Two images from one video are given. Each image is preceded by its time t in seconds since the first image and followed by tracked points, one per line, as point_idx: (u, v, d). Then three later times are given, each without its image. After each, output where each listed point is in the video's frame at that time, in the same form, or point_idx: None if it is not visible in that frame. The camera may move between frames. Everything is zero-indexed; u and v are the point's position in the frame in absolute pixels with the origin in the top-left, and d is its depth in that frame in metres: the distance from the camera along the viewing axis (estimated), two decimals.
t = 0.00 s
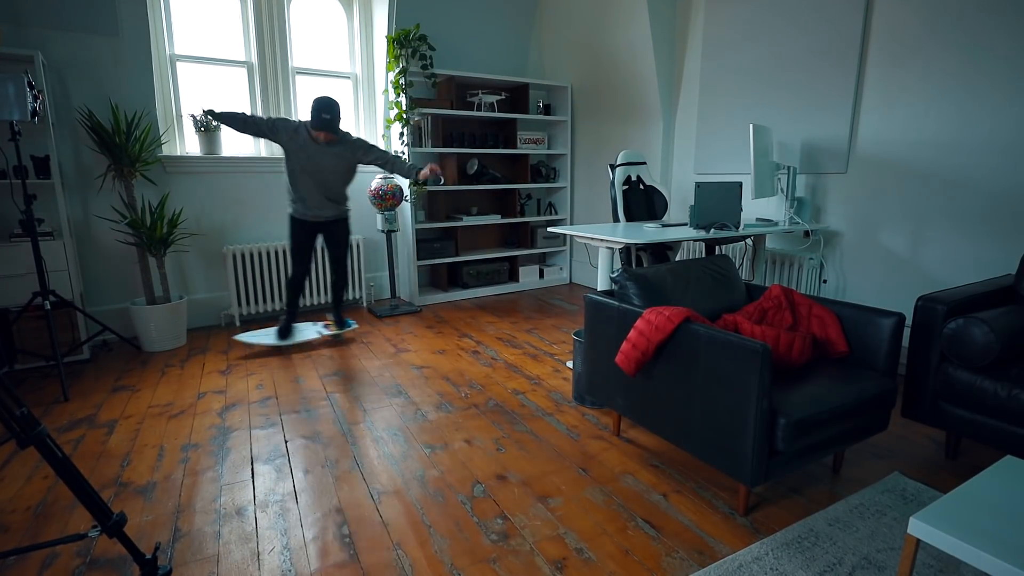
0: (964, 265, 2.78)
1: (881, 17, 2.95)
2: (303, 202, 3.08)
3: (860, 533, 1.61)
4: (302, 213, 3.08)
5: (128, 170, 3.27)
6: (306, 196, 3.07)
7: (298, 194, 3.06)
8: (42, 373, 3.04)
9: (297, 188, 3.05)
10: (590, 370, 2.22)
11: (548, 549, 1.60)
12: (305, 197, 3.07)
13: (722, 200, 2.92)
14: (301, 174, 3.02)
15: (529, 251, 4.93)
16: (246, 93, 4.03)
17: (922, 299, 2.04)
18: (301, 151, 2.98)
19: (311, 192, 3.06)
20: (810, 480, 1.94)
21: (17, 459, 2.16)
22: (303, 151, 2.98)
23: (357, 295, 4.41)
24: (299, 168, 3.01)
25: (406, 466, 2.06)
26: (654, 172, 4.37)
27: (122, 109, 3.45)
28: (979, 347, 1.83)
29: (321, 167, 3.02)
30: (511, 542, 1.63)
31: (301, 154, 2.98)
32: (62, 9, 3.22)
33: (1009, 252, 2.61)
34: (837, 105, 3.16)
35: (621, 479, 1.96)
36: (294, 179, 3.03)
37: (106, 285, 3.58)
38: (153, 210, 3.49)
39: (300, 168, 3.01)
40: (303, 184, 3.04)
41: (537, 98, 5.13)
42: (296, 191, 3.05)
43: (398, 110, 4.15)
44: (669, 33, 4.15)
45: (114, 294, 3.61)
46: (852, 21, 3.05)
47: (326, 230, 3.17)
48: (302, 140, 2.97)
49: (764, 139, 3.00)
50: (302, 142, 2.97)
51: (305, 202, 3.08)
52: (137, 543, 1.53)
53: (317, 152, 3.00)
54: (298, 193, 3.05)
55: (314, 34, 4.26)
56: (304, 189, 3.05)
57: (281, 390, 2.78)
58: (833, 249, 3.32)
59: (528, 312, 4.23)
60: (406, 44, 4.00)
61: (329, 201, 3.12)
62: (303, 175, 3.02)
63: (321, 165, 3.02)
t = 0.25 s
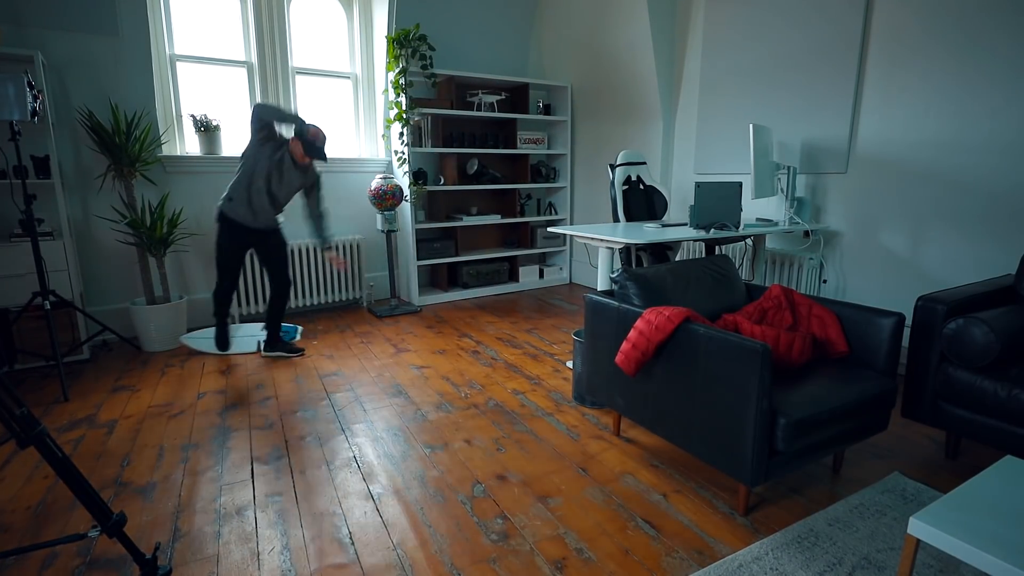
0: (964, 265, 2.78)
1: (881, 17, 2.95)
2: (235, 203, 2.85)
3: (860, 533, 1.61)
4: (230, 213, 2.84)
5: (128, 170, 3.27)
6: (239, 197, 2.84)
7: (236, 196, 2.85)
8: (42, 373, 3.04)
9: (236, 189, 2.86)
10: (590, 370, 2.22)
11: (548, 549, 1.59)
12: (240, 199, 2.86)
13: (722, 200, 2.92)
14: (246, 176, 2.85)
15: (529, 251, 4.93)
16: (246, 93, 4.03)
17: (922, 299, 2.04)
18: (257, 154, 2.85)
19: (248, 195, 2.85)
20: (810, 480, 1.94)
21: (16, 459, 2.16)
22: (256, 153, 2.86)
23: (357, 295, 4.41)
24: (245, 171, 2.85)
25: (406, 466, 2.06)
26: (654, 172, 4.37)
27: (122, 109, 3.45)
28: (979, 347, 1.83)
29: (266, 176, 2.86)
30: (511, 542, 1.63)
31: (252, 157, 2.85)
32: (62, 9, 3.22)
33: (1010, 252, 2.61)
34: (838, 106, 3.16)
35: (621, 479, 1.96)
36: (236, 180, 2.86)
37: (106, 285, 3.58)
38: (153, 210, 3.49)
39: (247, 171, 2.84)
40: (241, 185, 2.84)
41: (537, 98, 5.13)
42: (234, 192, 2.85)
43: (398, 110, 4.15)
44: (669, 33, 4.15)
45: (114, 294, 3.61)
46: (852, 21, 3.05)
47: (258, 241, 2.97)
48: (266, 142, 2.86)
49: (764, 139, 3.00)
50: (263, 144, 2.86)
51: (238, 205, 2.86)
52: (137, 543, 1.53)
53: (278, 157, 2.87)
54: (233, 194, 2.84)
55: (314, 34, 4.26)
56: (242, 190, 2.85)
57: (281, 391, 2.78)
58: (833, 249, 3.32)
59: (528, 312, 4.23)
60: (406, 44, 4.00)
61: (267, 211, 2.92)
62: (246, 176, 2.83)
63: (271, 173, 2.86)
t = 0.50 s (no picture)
0: (964, 265, 2.78)
1: (881, 16, 2.95)
2: (313, 203, 2.75)
3: (860, 532, 1.61)
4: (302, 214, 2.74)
5: (128, 170, 3.27)
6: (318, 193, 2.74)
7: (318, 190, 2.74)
8: (42, 372, 3.04)
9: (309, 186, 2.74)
10: (590, 370, 2.22)
11: (548, 549, 1.60)
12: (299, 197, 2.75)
13: (722, 200, 2.92)
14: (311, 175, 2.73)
15: (529, 251, 4.93)
16: (246, 93, 4.03)
17: (922, 299, 2.04)
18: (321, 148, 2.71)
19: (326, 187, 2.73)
20: (810, 480, 1.94)
21: (16, 459, 2.16)
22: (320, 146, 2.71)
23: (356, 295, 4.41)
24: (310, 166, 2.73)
25: (406, 466, 2.06)
26: (654, 172, 4.36)
27: (122, 109, 3.45)
28: (979, 347, 1.83)
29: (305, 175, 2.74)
30: (511, 542, 1.63)
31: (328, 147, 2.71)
32: (61, 8, 3.22)
33: (1010, 251, 2.61)
34: (838, 105, 3.16)
35: (621, 479, 1.96)
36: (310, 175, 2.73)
37: (106, 285, 3.58)
38: (153, 210, 3.49)
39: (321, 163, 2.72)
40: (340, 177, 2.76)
41: (537, 98, 5.13)
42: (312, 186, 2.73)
43: (398, 110, 4.15)
44: (669, 32, 4.15)
45: (114, 293, 3.61)
46: (852, 21, 3.05)
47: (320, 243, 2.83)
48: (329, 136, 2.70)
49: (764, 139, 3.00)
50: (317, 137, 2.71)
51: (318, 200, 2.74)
52: (137, 543, 1.53)
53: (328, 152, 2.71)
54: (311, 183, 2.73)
55: (314, 33, 4.26)
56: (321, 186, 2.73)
57: (281, 391, 2.77)
58: (833, 249, 3.32)
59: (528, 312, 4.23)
60: (406, 44, 4.00)
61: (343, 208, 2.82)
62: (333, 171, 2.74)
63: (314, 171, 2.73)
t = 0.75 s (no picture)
0: (964, 265, 2.78)
1: (882, 16, 2.94)
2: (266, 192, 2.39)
3: (860, 532, 1.61)
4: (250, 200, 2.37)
5: (128, 170, 3.27)
6: (277, 186, 2.37)
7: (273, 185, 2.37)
8: (43, 372, 3.04)
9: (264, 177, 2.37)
10: (590, 370, 2.22)
11: (548, 549, 1.59)
12: (250, 181, 2.36)
13: (722, 200, 2.92)
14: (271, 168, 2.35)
15: (529, 251, 4.93)
16: (246, 93, 4.03)
17: (922, 299, 2.03)
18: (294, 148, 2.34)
19: (289, 181, 2.37)
20: (810, 480, 1.93)
21: (17, 459, 2.16)
22: (297, 144, 2.34)
23: (356, 295, 4.41)
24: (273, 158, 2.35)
25: (406, 466, 2.06)
26: (654, 172, 4.36)
27: (122, 109, 3.45)
28: (979, 347, 1.83)
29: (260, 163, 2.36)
30: (511, 542, 1.63)
31: (300, 149, 2.34)
32: (61, 8, 3.22)
33: (1010, 252, 2.61)
34: (838, 105, 3.16)
35: (621, 479, 1.96)
36: (273, 162, 2.34)
37: (106, 285, 3.58)
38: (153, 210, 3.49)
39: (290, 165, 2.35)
40: (296, 180, 2.40)
41: (537, 98, 5.13)
42: (269, 179, 2.35)
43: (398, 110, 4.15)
44: (669, 32, 4.15)
45: (114, 293, 3.61)
46: (852, 21, 3.05)
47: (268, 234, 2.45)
48: (316, 139, 2.36)
49: (764, 139, 3.00)
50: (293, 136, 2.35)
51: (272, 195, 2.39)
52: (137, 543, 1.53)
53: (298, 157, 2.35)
54: (269, 173, 2.34)
55: (314, 33, 4.26)
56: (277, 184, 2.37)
57: (281, 391, 2.77)
58: (833, 249, 3.31)
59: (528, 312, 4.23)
60: (406, 44, 4.00)
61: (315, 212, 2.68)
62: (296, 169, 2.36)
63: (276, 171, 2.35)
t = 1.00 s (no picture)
0: (964, 264, 2.78)
1: (882, 15, 2.95)
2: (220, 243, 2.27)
3: (860, 532, 1.61)
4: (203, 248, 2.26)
5: (128, 169, 3.26)
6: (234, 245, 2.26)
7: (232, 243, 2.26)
8: (42, 372, 3.04)
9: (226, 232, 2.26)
10: (590, 370, 2.22)
11: (548, 549, 1.59)
12: (207, 230, 2.25)
13: (722, 199, 2.92)
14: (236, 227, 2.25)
15: (529, 250, 4.92)
16: (246, 92, 4.03)
17: (922, 299, 2.04)
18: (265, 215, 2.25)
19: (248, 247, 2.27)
20: (810, 479, 1.93)
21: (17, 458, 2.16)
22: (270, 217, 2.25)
23: (356, 295, 4.41)
24: (240, 220, 2.25)
25: (406, 466, 2.06)
26: (654, 172, 4.36)
27: (122, 109, 3.44)
28: (979, 347, 1.83)
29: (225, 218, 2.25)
30: (511, 542, 1.63)
31: (270, 221, 2.25)
32: (61, 8, 3.22)
33: (1010, 252, 2.61)
34: (838, 105, 3.16)
35: (620, 479, 1.96)
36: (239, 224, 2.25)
37: (106, 285, 3.58)
38: (153, 210, 3.49)
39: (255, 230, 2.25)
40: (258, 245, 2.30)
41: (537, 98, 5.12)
42: (229, 237, 2.25)
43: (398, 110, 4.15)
44: (669, 32, 4.15)
45: (114, 293, 3.61)
46: (852, 21, 3.05)
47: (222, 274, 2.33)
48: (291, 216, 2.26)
49: (764, 138, 3.00)
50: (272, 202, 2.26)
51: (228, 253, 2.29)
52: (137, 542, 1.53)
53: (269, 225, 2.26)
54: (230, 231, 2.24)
55: (314, 33, 4.26)
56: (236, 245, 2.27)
57: (281, 391, 2.77)
58: (833, 249, 3.32)
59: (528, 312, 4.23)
60: (406, 44, 4.00)
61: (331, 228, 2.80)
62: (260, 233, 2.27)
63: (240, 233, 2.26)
